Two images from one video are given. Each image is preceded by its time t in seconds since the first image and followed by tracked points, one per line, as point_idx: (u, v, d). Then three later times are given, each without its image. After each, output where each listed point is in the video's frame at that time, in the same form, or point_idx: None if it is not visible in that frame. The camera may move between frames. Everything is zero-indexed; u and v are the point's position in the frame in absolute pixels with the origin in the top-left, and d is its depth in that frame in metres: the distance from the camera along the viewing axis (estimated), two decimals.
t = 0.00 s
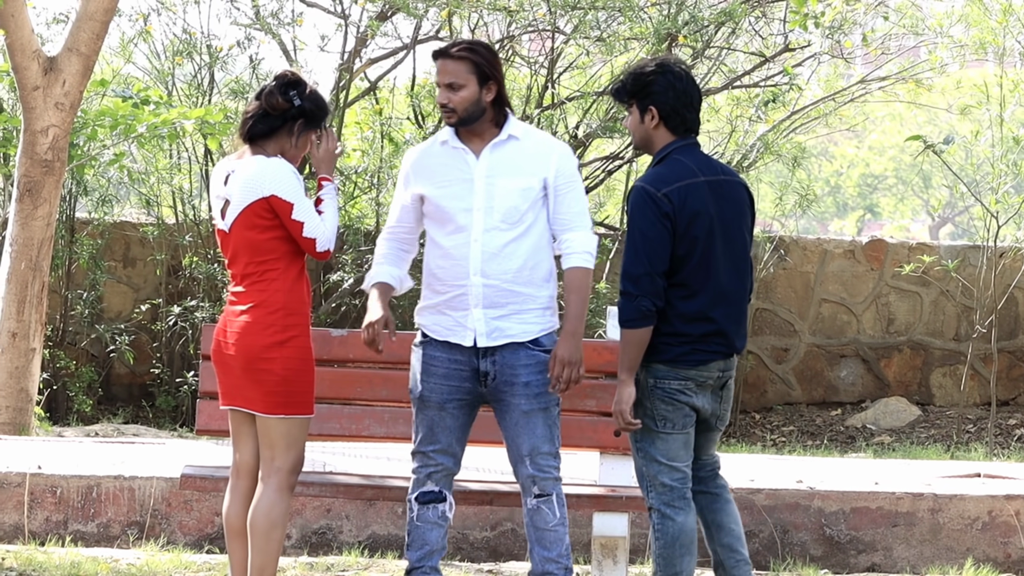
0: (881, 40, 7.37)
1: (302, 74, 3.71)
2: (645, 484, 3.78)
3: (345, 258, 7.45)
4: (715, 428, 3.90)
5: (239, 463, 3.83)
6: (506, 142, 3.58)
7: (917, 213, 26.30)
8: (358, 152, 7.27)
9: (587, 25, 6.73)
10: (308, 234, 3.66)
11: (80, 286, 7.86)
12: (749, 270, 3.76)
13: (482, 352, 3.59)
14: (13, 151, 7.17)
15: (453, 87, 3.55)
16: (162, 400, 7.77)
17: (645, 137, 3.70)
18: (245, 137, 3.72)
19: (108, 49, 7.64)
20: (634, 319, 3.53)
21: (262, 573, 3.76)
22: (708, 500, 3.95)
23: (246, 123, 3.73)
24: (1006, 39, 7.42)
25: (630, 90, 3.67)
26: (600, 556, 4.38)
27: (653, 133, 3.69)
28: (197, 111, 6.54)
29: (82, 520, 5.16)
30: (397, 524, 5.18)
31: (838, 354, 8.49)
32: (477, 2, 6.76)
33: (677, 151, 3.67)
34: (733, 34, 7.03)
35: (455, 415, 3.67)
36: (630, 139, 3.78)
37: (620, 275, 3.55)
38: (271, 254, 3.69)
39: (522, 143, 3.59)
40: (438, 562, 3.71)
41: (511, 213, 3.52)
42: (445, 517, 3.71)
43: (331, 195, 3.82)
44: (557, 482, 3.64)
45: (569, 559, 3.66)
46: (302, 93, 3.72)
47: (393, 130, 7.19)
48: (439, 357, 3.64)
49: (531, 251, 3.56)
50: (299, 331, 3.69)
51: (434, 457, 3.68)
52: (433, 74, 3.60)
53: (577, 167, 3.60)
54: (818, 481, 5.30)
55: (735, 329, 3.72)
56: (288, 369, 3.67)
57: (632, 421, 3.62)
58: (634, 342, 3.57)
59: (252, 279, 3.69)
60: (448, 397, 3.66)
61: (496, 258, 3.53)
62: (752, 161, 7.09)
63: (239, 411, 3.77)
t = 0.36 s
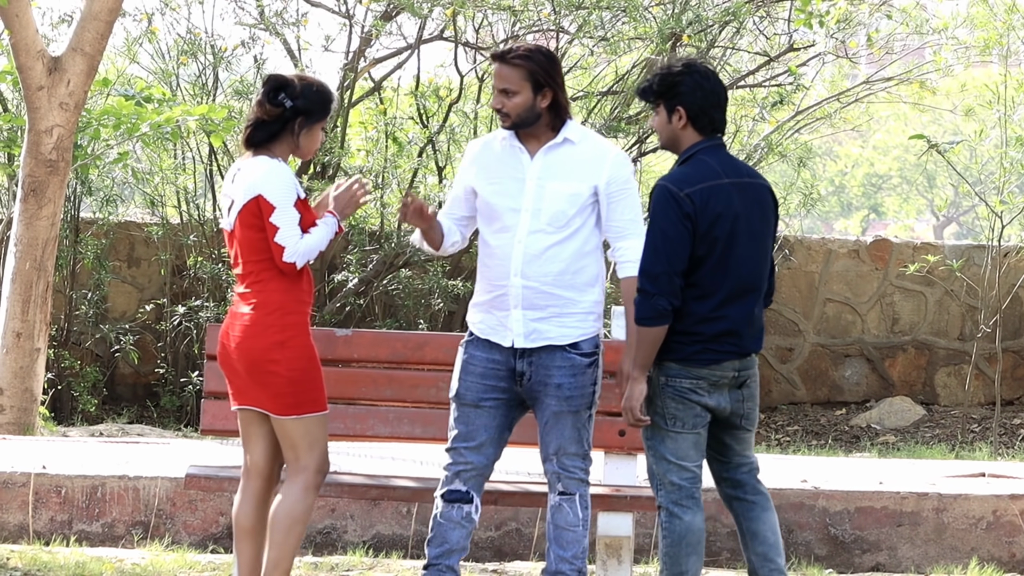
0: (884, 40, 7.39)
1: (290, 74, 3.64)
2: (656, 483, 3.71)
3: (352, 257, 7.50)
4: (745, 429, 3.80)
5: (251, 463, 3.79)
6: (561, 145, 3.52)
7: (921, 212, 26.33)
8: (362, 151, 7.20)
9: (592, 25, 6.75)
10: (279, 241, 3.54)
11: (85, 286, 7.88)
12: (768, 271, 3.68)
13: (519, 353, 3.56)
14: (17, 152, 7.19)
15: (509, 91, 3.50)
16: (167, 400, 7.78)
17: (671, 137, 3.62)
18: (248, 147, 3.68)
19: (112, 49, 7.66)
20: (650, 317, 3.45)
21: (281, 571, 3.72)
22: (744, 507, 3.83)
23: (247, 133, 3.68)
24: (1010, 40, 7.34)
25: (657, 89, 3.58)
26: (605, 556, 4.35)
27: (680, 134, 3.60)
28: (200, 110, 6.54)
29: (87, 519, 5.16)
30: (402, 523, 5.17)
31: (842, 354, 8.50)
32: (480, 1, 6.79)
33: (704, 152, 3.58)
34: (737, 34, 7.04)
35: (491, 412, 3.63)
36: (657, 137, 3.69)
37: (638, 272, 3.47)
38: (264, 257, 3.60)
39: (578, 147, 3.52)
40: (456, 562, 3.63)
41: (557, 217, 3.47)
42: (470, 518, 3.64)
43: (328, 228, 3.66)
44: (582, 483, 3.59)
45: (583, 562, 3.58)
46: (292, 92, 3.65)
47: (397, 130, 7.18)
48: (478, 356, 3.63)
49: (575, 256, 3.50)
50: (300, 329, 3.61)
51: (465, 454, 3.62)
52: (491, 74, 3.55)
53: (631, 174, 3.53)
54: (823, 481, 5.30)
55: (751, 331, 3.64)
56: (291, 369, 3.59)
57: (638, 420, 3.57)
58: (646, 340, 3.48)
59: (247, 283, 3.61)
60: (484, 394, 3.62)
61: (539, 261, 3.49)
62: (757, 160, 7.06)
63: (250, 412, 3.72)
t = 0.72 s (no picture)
0: (885, 41, 7.41)
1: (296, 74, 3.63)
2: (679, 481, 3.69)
3: (351, 258, 7.49)
4: (785, 431, 3.75)
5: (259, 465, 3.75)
6: (584, 149, 3.53)
7: (923, 212, 26.34)
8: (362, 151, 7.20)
9: (592, 25, 6.75)
10: (292, 242, 3.52)
11: (86, 286, 7.88)
12: (813, 276, 3.66)
13: (528, 353, 3.55)
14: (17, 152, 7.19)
15: (535, 93, 3.51)
16: (167, 400, 7.78)
17: (721, 138, 3.63)
18: (263, 149, 3.68)
19: (112, 49, 7.65)
20: (689, 306, 3.49)
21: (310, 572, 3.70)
22: (777, 515, 3.78)
23: (260, 136, 3.68)
24: (1010, 44, 7.51)
25: (706, 90, 3.61)
26: (605, 557, 4.27)
27: (730, 134, 3.61)
28: (200, 110, 6.54)
29: (87, 520, 5.17)
30: (403, 523, 5.17)
31: (843, 354, 8.48)
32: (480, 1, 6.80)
33: (750, 151, 3.57)
34: (738, 34, 7.02)
35: (508, 412, 3.62)
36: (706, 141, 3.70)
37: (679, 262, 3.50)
38: (277, 256, 3.59)
39: (601, 151, 3.53)
40: (490, 564, 3.61)
41: (574, 220, 3.48)
42: (498, 519, 3.61)
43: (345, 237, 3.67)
44: (587, 483, 3.59)
45: (586, 563, 3.59)
46: (299, 92, 3.64)
47: (397, 131, 7.18)
48: (490, 356, 3.62)
49: (589, 260, 3.51)
50: (312, 330, 3.58)
51: (486, 455, 3.60)
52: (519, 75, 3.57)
53: (652, 181, 3.53)
54: (824, 481, 5.30)
55: (796, 331, 3.62)
56: (302, 369, 3.57)
57: (677, 411, 3.59)
58: (685, 330, 3.51)
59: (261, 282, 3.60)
60: (499, 394, 3.62)
61: (553, 262, 3.50)
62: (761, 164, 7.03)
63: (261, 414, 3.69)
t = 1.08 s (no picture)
0: (890, 42, 7.47)
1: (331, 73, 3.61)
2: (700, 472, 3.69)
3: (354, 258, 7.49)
4: (809, 433, 3.76)
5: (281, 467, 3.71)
6: (590, 150, 3.54)
7: (926, 212, 26.36)
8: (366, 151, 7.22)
9: (596, 25, 6.77)
10: (329, 247, 3.50)
11: (89, 286, 7.88)
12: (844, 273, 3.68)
13: (529, 353, 3.55)
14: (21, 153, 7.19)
15: (544, 95, 3.52)
16: (171, 401, 7.77)
17: (753, 140, 3.62)
18: (291, 149, 3.63)
19: (116, 50, 7.66)
20: (734, 298, 3.48)
21: None
22: (791, 516, 3.79)
23: (289, 135, 3.64)
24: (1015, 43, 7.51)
25: (739, 91, 3.60)
26: (610, 557, 4.27)
27: (763, 135, 3.61)
28: (204, 111, 6.54)
29: (91, 520, 5.16)
30: (408, 524, 5.18)
31: (847, 354, 8.47)
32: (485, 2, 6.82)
33: (785, 149, 3.57)
34: (742, 35, 7.09)
35: (507, 414, 3.62)
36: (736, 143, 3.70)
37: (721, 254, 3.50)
38: (310, 258, 3.56)
39: (605, 154, 3.53)
40: (492, 564, 3.61)
41: (578, 221, 3.48)
42: (500, 519, 3.62)
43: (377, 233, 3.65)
44: (588, 483, 3.59)
45: (588, 563, 3.58)
46: (334, 91, 3.61)
47: (401, 131, 7.19)
48: (490, 357, 3.62)
49: (593, 261, 3.51)
50: (345, 332, 3.57)
51: (487, 457, 3.61)
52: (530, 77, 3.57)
53: (656, 185, 3.53)
54: (829, 481, 5.30)
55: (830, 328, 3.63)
56: (333, 370, 3.55)
57: (712, 404, 3.60)
58: (728, 322, 3.51)
59: (293, 284, 3.58)
60: (499, 395, 3.62)
61: (558, 262, 3.49)
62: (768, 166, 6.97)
63: (286, 415, 3.67)
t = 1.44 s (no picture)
0: (893, 41, 7.48)
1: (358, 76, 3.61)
2: (737, 484, 3.65)
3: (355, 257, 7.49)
4: (812, 433, 3.76)
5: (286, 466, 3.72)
6: (583, 147, 3.53)
7: (930, 211, 26.36)
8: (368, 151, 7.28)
9: (598, 25, 6.78)
10: (379, 243, 3.54)
11: (92, 286, 7.89)
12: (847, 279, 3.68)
13: (527, 352, 3.55)
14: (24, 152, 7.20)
15: (536, 97, 3.50)
16: (174, 400, 7.76)
17: (758, 137, 3.62)
18: (312, 147, 3.59)
19: (119, 50, 7.67)
20: (732, 308, 3.50)
21: None
22: (794, 517, 3.80)
23: (309, 133, 3.59)
24: (1017, 41, 7.49)
25: (744, 90, 3.60)
26: (612, 556, 4.27)
27: (767, 133, 3.60)
28: (206, 109, 6.54)
29: (94, 519, 5.16)
30: (410, 523, 5.18)
31: (849, 353, 8.47)
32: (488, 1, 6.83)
33: (790, 151, 3.56)
34: (745, 34, 7.11)
35: (506, 413, 3.62)
36: (743, 140, 3.69)
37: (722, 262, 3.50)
38: (336, 258, 3.57)
39: (599, 150, 3.53)
40: (493, 563, 3.61)
41: (574, 219, 3.48)
42: (500, 517, 3.62)
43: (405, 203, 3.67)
44: (588, 482, 3.59)
45: (589, 561, 3.57)
46: (362, 93, 3.61)
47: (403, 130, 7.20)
48: (488, 356, 3.62)
49: (590, 259, 3.51)
50: (364, 333, 3.58)
51: (486, 455, 3.61)
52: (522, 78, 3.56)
53: (651, 180, 3.54)
54: (831, 481, 5.31)
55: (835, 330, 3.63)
56: (349, 371, 3.55)
57: (712, 409, 3.63)
58: (728, 330, 3.53)
59: (315, 283, 3.57)
60: (497, 394, 3.62)
61: (555, 260, 3.49)
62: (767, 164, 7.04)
63: (296, 414, 3.66)
